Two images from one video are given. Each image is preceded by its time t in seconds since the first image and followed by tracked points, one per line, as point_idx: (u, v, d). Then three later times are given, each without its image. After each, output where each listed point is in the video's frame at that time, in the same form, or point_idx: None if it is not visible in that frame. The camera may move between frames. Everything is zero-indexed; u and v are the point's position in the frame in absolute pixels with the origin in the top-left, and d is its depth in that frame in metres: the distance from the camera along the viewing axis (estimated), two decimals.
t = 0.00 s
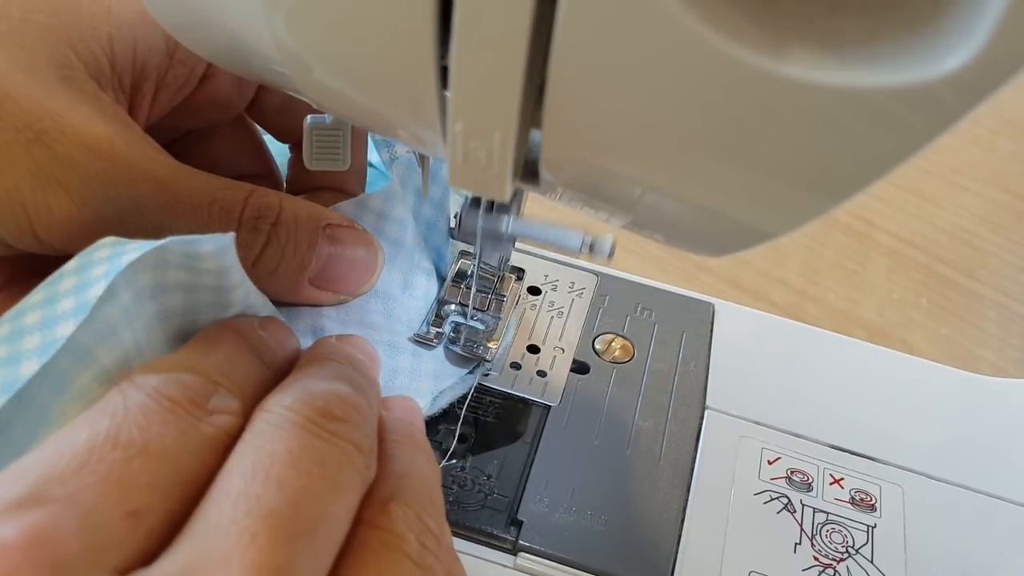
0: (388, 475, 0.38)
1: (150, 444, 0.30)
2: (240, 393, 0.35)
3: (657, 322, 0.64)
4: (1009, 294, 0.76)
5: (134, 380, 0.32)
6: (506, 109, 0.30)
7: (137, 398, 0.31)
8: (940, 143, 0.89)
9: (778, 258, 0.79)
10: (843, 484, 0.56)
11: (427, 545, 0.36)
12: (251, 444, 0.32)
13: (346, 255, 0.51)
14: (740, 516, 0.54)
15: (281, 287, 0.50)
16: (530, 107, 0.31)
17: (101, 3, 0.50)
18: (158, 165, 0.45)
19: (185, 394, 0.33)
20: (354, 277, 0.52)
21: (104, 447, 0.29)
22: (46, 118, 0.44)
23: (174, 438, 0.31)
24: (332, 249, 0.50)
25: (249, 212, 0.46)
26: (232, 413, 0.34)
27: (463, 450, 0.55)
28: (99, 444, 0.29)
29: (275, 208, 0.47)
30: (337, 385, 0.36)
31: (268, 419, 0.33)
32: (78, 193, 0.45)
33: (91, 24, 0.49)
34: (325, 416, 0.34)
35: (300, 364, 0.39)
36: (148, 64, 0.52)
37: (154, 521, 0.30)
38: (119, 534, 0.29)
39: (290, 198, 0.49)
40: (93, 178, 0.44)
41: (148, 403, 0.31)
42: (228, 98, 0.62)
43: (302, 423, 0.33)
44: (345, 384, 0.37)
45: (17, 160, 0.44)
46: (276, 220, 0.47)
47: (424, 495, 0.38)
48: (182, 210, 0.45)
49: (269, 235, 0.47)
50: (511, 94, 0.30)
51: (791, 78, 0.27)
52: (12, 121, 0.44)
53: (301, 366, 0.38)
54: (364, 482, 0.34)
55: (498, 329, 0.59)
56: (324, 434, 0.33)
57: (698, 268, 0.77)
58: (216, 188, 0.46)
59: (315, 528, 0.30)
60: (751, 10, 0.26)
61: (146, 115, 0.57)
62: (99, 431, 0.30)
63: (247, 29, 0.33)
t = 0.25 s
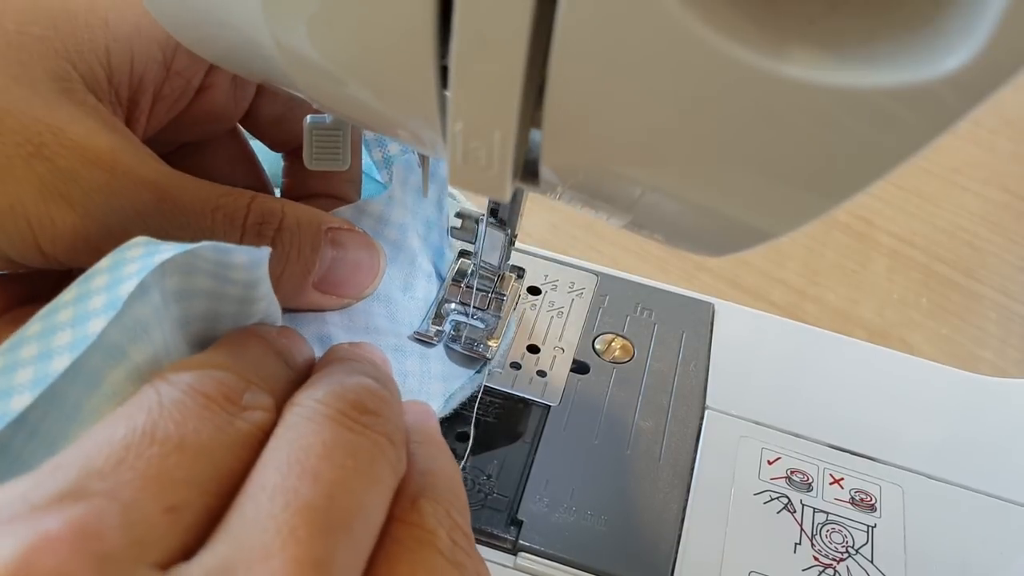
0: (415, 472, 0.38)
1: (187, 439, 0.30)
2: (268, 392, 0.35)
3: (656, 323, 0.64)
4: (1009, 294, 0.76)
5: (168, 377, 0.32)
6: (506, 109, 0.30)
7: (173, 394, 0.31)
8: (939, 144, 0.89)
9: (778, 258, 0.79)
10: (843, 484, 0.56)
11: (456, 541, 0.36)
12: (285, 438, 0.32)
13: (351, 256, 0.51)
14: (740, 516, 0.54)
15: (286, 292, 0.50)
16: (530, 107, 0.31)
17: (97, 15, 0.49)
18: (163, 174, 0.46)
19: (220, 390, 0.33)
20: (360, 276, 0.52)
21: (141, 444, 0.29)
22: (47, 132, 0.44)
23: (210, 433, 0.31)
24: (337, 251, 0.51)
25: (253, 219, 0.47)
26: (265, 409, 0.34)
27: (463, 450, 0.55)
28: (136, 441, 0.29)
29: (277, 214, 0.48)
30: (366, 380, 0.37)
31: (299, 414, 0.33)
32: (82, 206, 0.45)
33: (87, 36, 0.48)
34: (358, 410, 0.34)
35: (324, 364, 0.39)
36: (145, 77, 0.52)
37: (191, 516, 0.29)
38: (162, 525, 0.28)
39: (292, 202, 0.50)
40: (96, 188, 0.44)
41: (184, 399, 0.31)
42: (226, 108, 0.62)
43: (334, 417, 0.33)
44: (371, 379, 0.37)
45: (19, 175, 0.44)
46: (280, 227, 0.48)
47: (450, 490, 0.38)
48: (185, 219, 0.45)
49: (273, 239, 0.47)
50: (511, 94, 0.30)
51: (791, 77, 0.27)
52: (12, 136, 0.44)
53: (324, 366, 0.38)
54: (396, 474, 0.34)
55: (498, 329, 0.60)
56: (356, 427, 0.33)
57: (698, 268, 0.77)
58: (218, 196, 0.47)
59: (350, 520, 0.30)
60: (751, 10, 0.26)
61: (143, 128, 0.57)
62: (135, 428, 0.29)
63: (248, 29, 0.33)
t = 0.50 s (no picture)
0: (418, 477, 0.38)
1: (187, 447, 0.31)
2: (269, 396, 0.35)
3: (656, 322, 0.64)
4: (1010, 294, 0.76)
5: (169, 386, 0.32)
6: (506, 109, 0.30)
7: (173, 403, 0.31)
8: (939, 143, 0.89)
9: (778, 258, 0.79)
10: (843, 484, 0.56)
11: (459, 547, 0.36)
12: (288, 446, 0.32)
13: (363, 239, 0.51)
14: (740, 515, 0.54)
15: (298, 279, 0.50)
16: (530, 106, 0.31)
17: (109, 13, 0.49)
18: (178, 167, 0.46)
19: (220, 398, 0.33)
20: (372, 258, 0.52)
21: (142, 455, 0.29)
22: (65, 127, 0.44)
23: (210, 441, 0.31)
24: (347, 234, 0.50)
25: (263, 204, 0.47)
26: (265, 415, 0.34)
27: (463, 450, 0.55)
28: (137, 450, 0.29)
29: (286, 199, 0.48)
30: (369, 384, 0.36)
31: (301, 421, 0.33)
32: (103, 200, 0.44)
33: (100, 33, 0.48)
34: (360, 415, 0.34)
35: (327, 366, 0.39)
36: (155, 74, 0.52)
37: (193, 526, 0.30)
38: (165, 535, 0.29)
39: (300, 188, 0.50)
40: (116, 182, 0.44)
41: (184, 408, 0.31)
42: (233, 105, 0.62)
43: (337, 423, 0.33)
44: (374, 383, 0.37)
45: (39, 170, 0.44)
46: (289, 210, 0.48)
47: (454, 497, 0.38)
48: (202, 207, 0.45)
49: (283, 225, 0.47)
50: (511, 94, 0.30)
51: (791, 77, 0.27)
52: (31, 133, 0.44)
53: (326, 369, 0.38)
54: (399, 480, 0.34)
55: (498, 329, 0.59)
56: (359, 433, 0.33)
57: (698, 268, 0.77)
58: (229, 184, 0.47)
59: (354, 528, 0.30)
60: (750, 11, 0.26)
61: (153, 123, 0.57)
62: (136, 437, 0.30)
63: (248, 29, 0.33)
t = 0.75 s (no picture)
0: (397, 479, 0.38)
1: (154, 465, 0.31)
2: (244, 408, 0.35)
3: (656, 322, 0.64)
4: (1010, 293, 0.76)
5: (138, 404, 0.32)
6: (506, 108, 0.30)
7: (142, 422, 0.32)
8: (939, 143, 0.89)
9: (778, 257, 0.79)
10: (843, 483, 0.56)
11: (436, 544, 0.36)
12: (254, 456, 0.32)
13: (380, 204, 0.48)
14: (740, 515, 0.54)
15: (314, 244, 0.48)
16: (530, 105, 0.31)
17: None
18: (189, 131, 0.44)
19: (187, 413, 0.33)
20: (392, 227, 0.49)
21: (106, 477, 0.30)
22: (78, 92, 0.42)
23: (178, 459, 0.31)
24: (365, 198, 0.48)
25: (273, 168, 0.45)
26: (236, 428, 0.34)
27: (464, 449, 0.55)
28: (103, 471, 0.30)
29: (297, 162, 0.46)
30: (341, 391, 0.37)
31: (270, 429, 0.34)
32: (118, 162, 0.43)
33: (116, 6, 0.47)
34: (327, 420, 0.34)
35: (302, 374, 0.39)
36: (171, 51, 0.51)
37: (161, 539, 0.30)
38: (127, 553, 0.29)
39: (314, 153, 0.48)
40: (133, 143, 0.43)
41: (150, 426, 0.32)
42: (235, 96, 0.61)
43: (304, 431, 0.33)
44: (347, 388, 0.37)
45: (53, 138, 0.42)
46: (300, 169, 0.46)
47: (435, 496, 0.38)
48: (214, 171, 0.44)
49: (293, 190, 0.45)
50: (511, 94, 0.30)
51: (791, 76, 0.27)
52: (43, 100, 0.42)
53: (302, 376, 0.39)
54: (368, 485, 0.34)
55: (498, 329, 0.59)
56: (324, 439, 0.33)
57: (699, 267, 0.77)
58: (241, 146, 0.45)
59: (321, 535, 0.30)
60: (750, 10, 0.26)
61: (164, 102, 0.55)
62: (103, 459, 0.30)
63: (249, 27, 0.33)
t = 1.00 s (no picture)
0: (414, 481, 0.38)
1: (181, 458, 0.31)
2: (267, 405, 0.35)
3: (656, 322, 0.64)
4: (1010, 293, 0.76)
5: (161, 399, 0.32)
6: (506, 108, 0.30)
7: (167, 417, 0.31)
8: (939, 143, 0.89)
9: (778, 257, 0.79)
10: (843, 483, 0.56)
11: (455, 548, 0.36)
12: (282, 448, 0.32)
13: (337, 265, 0.50)
14: (740, 515, 0.54)
15: (266, 301, 0.49)
16: (530, 105, 0.31)
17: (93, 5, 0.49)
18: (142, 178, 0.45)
19: (212, 407, 0.33)
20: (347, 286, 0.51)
21: (136, 467, 0.30)
22: (32, 133, 0.44)
23: (205, 452, 0.31)
24: (324, 258, 0.49)
25: (233, 224, 0.46)
26: (260, 423, 0.34)
27: (463, 448, 0.55)
28: (130, 464, 0.30)
29: (260, 221, 0.47)
30: (366, 384, 0.37)
31: (297, 421, 0.33)
32: (60, 210, 0.45)
33: (81, 25, 0.48)
34: (354, 414, 0.34)
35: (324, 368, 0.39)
36: (135, 62, 0.52)
37: (188, 537, 0.30)
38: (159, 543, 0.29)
39: (279, 206, 0.49)
40: (81, 187, 0.44)
41: (176, 419, 0.32)
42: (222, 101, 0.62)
43: (331, 423, 0.33)
44: (370, 382, 0.37)
45: (5, 176, 0.44)
46: (262, 232, 0.47)
47: (449, 499, 0.38)
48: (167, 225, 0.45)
49: (252, 248, 0.46)
50: (511, 93, 0.30)
51: (791, 75, 0.27)
52: None
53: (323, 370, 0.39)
54: (395, 479, 0.34)
55: (498, 330, 0.58)
56: (353, 433, 0.33)
57: (698, 267, 0.77)
58: (201, 201, 0.46)
59: (348, 529, 0.30)
60: (750, 9, 0.26)
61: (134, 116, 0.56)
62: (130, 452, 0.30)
63: (248, 27, 0.33)
